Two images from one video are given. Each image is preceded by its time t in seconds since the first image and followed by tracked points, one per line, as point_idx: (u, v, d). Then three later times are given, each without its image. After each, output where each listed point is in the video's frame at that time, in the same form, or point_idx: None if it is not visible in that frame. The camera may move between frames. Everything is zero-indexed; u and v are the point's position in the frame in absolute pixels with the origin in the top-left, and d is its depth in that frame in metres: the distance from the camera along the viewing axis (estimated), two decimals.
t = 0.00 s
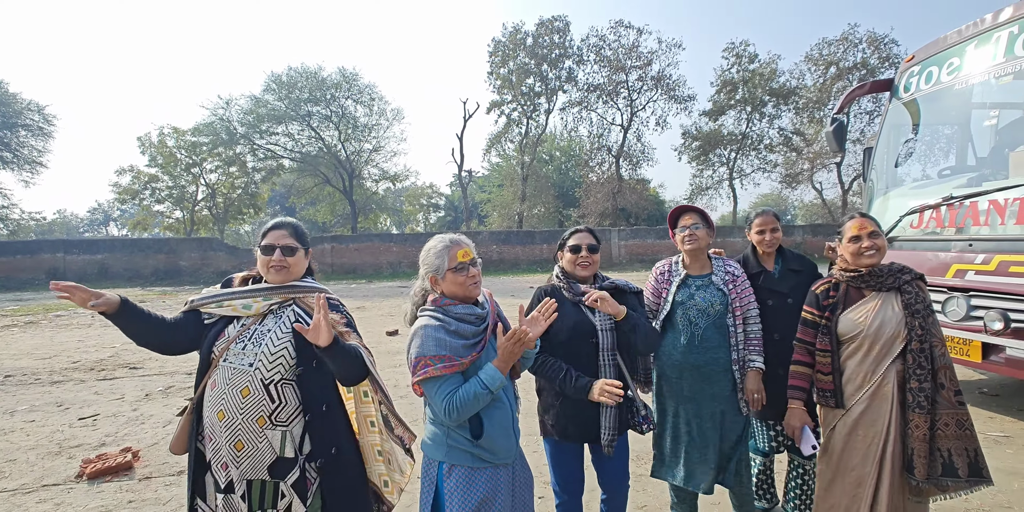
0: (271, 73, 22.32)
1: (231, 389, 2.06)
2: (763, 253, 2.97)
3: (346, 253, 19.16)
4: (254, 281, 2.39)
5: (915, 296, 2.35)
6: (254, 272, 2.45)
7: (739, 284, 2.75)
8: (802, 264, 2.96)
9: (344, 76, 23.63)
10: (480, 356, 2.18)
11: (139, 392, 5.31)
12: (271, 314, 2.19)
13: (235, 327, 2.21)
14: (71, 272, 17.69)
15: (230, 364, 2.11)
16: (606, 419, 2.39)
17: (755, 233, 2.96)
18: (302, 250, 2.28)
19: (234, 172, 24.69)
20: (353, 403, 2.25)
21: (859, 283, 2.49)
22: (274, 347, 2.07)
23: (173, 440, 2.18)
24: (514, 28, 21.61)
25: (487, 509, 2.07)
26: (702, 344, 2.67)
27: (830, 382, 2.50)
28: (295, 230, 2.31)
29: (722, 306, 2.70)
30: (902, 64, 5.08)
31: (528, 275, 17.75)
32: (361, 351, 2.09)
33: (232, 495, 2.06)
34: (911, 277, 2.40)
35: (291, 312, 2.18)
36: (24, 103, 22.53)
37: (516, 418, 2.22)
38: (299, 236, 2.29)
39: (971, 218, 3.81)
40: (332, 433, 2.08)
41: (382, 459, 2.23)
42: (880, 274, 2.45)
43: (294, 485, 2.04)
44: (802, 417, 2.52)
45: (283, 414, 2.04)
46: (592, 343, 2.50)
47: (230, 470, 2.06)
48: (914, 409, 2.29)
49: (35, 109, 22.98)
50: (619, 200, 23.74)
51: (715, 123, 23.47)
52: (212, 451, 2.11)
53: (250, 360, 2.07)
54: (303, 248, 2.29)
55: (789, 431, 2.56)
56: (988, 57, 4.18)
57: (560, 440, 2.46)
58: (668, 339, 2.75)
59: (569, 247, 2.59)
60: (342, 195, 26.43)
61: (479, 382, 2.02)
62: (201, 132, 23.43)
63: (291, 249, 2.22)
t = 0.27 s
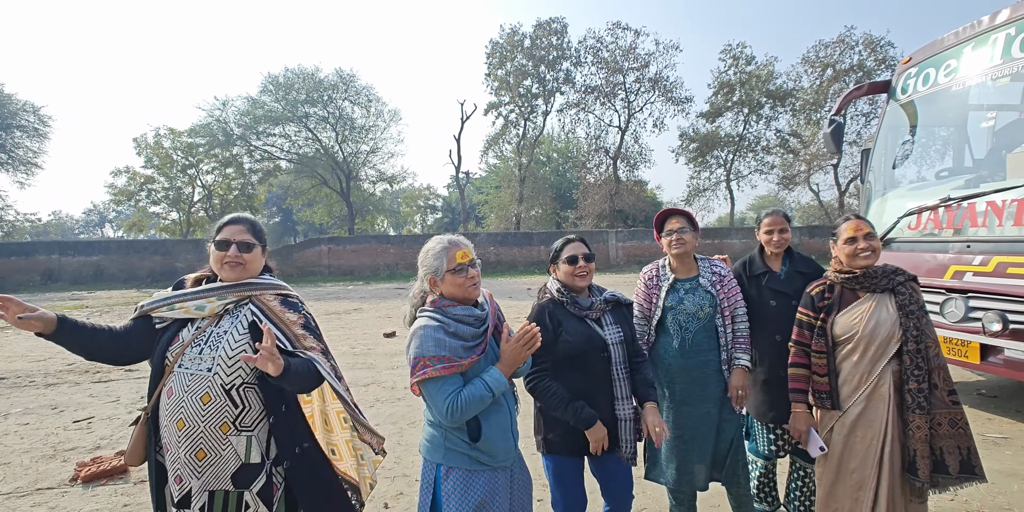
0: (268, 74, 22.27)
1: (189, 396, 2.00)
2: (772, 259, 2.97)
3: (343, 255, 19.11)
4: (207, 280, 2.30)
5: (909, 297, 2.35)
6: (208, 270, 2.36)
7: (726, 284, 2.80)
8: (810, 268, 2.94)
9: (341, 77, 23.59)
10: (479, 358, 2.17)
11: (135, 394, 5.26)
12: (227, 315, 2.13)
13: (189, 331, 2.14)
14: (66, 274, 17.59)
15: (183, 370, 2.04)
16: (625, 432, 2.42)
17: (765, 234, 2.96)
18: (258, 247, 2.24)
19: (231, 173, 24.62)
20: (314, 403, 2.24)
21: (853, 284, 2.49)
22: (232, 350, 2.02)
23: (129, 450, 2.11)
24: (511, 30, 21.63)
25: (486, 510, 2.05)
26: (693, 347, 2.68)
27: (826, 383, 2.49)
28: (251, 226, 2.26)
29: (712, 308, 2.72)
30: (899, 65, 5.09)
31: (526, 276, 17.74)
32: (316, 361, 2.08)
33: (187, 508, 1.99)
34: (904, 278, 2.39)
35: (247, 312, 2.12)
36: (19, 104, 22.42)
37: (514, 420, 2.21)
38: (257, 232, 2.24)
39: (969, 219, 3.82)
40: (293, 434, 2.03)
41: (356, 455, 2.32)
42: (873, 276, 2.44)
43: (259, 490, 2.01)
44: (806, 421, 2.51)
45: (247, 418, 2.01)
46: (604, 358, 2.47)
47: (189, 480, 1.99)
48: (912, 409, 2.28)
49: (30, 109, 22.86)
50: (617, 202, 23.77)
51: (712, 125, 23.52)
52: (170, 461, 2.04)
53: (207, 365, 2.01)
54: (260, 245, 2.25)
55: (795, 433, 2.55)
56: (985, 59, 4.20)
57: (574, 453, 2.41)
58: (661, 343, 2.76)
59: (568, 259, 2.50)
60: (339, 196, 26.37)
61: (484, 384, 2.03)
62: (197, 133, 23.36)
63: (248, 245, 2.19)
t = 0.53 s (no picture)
0: (266, 75, 22.26)
1: (163, 421, 1.94)
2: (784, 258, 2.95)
3: (342, 257, 19.09)
4: (171, 303, 2.22)
5: (911, 298, 2.35)
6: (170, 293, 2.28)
7: (721, 286, 2.82)
8: (821, 271, 2.91)
9: (340, 78, 23.59)
10: (474, 362, 2.15)
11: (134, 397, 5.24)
12: (193, 335, 2.06)
13: (158, 358, 2.06)
14: (64, 276, 17.55)
15: (155, 397, 1.98)
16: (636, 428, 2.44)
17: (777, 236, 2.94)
18: (221, 262, 2.17)
19: (229, 174, 24.59)
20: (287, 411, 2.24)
21: (855, 286, 2.49)
22: (202, 371, 1.97)
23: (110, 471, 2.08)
24: (509, 31, 21.66)
25: None
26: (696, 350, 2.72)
27: (829, 385, 2.49)
28: (213, 241, 2.20)
29: (711, 311, 2.75)
30: (898, 68, 5.11)
31: (525, 277, 17.74)
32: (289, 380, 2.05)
33: None
34: (906, 280, 2.40)
35: (213, 330, 2.05)
36: (16, 105, 22.36)
37: (513, 425, 2.18)
38: (218, 247, 2.17)
39: (969, 221, 3.83)
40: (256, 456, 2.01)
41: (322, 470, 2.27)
42: (875, 277, 2.45)
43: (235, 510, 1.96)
44: (815, 423, 2.48)
45: (225, 439, 1.97)
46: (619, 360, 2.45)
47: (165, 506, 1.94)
48: (914, 411, 2.29)
49: (28, 111, 22.81)
50: (615, 203, 23.80)
51: (710, 126, 23.58)
52: (143, 490, 1.98)
53: (179, 388, 1.96)
54: (221, 259, 2.17)
55: (804, 437, 2.51)
56: (984, 62, 4.22)
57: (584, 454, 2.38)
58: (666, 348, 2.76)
59: (583, 257, 2.46)
60: (337, 198, 26.34)
61: (474, 388, 2.01)
62: (195, 134, 23.33)
63: (210, 259, 2.12)
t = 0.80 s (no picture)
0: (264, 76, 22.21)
1: (165, 414, 1.92)
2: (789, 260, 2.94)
3: (340, 258, 19.05)
4: (149, 306, 2.16)
5: (914, 298, 2.36)
6: (146, 294, 2.21)
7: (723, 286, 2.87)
8: (826, 272, 2.92)
9: (338, 79, 23.56)
10: (467, 362, 2.12)
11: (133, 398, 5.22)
12: (184, 329, 2.03)
13: (149, 356, 2.01)
14: (60, 277, 17.46)
15: (153, 394, 1.95)
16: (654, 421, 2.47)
17: (783, 237, 2.93)
18: (198, 255, 2.12)
19: (226, 175, 24.53)
20: (287, 393, 2.23)
21: (859, 286, 2.48)
22: (201, 360, 1.96)
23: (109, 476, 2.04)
24: (507, 32, 21.68)
25: None
26: (702, 350, 2.73)
27: (833, 385, 2.49)
28: (188, 235, 2.15)
29: (714, 312, 2.80)
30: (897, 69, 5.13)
31: (523, 279, 17.73)
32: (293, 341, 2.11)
33: None
34: (909, 280, 2.41)
35: (205, 319, 2.04)
36: (12, 106, 22.26)
37: (508, 427, 2.14)
38: (195, 239, 2.13)
39: (970, 222, 3.83)
40: (262, 434, 2.01)
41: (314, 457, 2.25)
42: (878, 277, 2.46)
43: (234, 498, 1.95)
44: (818, 420, 2.48)
45: (228, 422, 1.98)
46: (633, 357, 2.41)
47: (174, 497, 1.93)
48: (918, 410, 2.29)
49: (24, 111, 22.71)
50: (614, 204, 23.80)
51: (708, 127, 23.62)
52: (145, 486, 1.95)
53: (178, 381, 1.94)
54: (199, 253, 2.13)
55: (806, 434, 2.50)
56: (983, 63, 4.23)
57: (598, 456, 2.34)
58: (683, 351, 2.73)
59: (595, 260, 2.47)
60: (335, 199, 26.30)
61: (461, 389, 2.00)
62: (192, 135, 23.26)
63: (186, 253, 2.07)
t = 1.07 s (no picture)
0: (261, 76, 22.19)
1: (182, 419, 1.90)
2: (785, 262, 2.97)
3: (337, 259, 19.03)
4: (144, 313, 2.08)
5: (917, 299, 2.36)
6: (138, 299, 2.15)
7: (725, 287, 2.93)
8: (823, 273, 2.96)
9: (336, 80, 23.53)
10: (466, 363, 2.12)
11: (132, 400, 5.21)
12: (190, 333, 1.98)
13: (154, 363, 1.95)
14: (56, 278, 17.39)
15: (167, 400, 1.90)
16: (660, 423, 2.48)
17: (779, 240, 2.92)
18: (190, 256, 2.08)
19: (223, 176, 24.48)
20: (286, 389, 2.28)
21: (862, 286, 2.51)
22: (216, 362, 1.94)
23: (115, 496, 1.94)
24: (505, 34, 21.70)
25: None
26: (704, 351, 2.77)
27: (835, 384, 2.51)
28: (180, 236, 2.10)
29: (717, 312, 2.85)
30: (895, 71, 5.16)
31: (521, 280, 17.73)
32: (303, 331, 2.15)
33: None
34: (912, 281, 2.41)
35: (212, 321, 2.02)
36: (8, 106, 22.18)
37: (507, 429, 2.13)
38: (186, 240, 2.09)
39: (967, 223, 3.86)
40: (277, 436, 2.02)
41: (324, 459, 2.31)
42: (882, 277, 2.47)
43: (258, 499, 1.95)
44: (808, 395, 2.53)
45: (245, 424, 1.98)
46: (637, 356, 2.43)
47: (197, 505, 1.90)
48: (920, 411, 2.29)
49: (20, 112, 22.64)
50: (611, 205, 23.83)
51: (705, 129, 23.67)
52: (165, 498, 1.90)
53: (193, 385, 1.91)
54: (192, 253, 2.09)
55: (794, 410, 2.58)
56: (980, 65, 4.26)
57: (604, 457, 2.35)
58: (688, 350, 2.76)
59: (600, 260, 2.48)
60: (333, 200, 26.27)
61: (457, 388, 2.00)
62: (190, 136, 23.21)
63: (179, 254, 2.03)
